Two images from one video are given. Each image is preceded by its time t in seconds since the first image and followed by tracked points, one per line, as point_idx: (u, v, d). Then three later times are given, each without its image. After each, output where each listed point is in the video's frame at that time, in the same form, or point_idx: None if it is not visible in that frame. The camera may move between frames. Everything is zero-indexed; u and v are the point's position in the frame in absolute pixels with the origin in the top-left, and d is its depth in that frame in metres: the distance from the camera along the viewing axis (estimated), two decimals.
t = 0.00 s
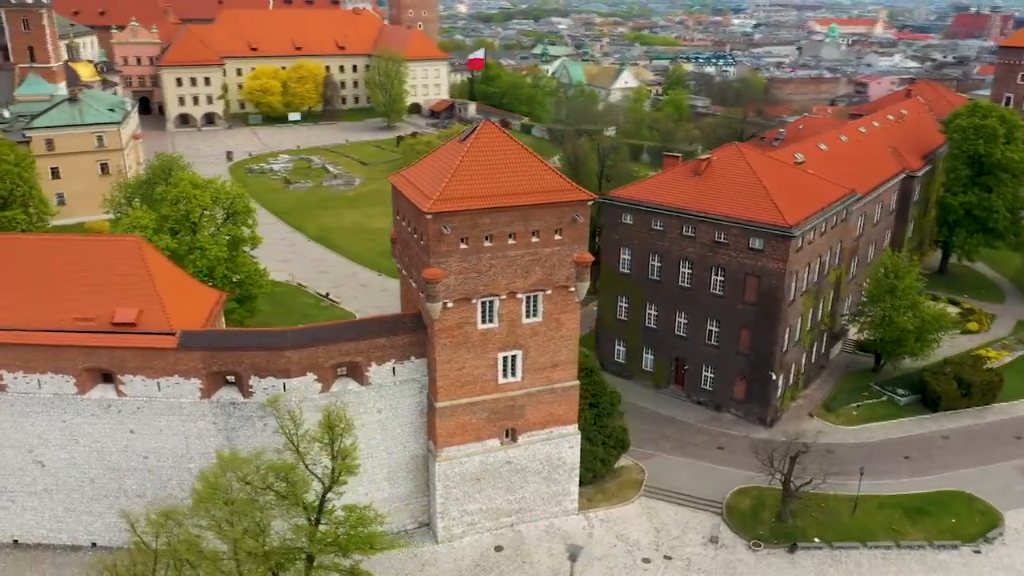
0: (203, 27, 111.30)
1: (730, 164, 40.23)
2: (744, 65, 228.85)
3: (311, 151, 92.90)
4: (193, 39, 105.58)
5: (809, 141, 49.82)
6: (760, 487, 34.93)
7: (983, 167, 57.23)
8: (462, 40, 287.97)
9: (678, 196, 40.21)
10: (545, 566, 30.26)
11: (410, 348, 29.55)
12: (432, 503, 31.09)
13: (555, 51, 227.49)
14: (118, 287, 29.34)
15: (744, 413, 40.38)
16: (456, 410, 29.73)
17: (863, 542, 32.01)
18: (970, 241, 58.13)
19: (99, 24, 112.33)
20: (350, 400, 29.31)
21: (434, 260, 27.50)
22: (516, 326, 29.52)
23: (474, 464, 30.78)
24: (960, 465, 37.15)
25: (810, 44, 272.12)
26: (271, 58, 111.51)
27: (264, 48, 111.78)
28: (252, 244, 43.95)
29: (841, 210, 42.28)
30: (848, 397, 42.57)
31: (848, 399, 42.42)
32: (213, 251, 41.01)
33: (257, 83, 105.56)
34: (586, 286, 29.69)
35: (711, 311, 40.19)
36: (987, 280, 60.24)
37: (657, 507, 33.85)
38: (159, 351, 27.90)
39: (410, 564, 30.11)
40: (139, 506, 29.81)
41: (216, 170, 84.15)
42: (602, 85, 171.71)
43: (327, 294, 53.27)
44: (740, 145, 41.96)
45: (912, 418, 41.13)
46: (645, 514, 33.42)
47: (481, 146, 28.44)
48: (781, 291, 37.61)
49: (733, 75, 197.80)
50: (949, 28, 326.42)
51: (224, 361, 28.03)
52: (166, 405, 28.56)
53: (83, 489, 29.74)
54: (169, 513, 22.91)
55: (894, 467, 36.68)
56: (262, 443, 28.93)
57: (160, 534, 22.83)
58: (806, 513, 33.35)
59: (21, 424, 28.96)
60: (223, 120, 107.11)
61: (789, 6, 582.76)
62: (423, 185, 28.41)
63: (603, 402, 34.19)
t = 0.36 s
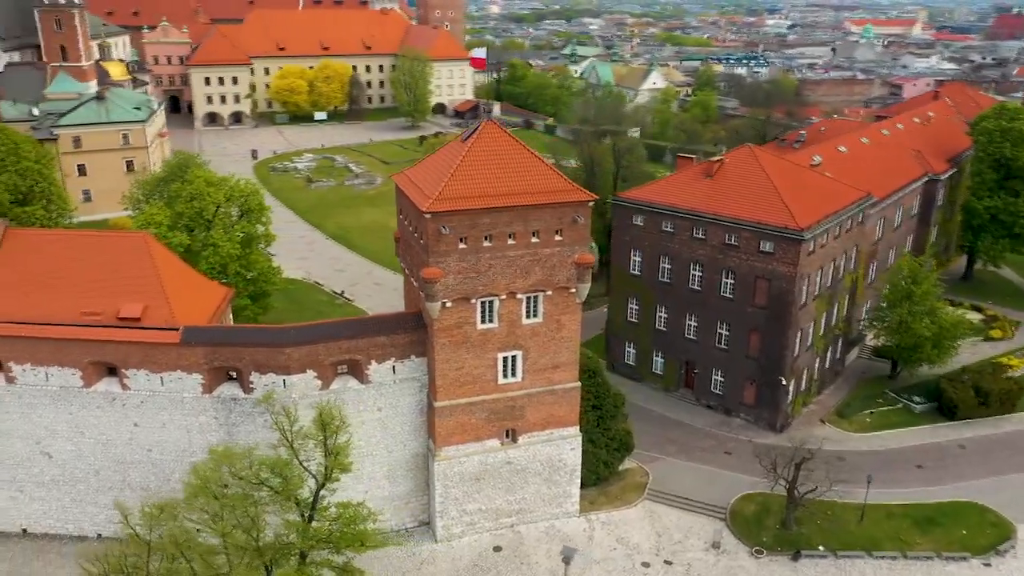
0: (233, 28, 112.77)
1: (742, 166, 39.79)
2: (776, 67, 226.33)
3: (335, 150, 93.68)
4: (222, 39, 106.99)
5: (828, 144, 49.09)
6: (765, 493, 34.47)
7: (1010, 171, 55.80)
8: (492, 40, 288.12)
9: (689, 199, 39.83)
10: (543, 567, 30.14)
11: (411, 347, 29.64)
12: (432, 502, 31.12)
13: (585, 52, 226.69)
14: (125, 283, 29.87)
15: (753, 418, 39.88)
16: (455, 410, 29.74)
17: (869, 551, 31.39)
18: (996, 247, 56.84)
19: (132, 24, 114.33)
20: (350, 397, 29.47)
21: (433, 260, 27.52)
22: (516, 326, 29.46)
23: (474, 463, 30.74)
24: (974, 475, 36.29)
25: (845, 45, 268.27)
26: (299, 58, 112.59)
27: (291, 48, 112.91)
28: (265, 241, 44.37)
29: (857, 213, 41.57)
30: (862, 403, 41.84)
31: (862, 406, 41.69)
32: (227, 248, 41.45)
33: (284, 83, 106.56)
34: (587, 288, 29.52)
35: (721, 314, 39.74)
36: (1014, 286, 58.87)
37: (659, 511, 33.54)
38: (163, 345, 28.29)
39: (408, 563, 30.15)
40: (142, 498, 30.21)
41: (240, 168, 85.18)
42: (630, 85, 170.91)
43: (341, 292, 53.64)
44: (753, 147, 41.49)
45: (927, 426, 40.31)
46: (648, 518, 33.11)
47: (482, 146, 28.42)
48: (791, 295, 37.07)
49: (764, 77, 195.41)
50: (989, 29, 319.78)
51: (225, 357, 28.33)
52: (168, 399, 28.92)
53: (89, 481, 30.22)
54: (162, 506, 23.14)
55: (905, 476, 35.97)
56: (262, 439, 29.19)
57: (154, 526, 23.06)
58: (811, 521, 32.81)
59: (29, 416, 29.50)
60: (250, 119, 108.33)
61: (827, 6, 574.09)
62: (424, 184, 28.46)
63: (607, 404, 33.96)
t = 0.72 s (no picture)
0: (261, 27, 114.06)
1: (755, 167, 39.31)
2: (807, 68, 223.43)
3: (358, 149, 94.29)
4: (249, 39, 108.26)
5: (847, 147, 48.33)
6: (771, 499, 34.01)
7: None
8: (522, 41, 287.95)
9: (701, 201, 39.44)
10: (541, 569, 30.03)
11: (411, 346, 29.71)
12: (432, 502, 31.16)
13: (614, 52, 225.60)
14: (132, 279, 30.35)
15: (763, 423, 39.38)
16: (454, 409, 29.76)
17: (874, 560, 30.82)
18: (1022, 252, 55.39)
19: (163, 24, 116.13)
20: (351, 395, 29.63)
21: (432, 259, 27.57)
22: (516, 326, 29.39)
23: (473, 463, 30.70)
24: (988, 485, 35.49)
25: (879, 46, 263.92)
26: (325, 57, 113.46)
27: (318, 48, 113.85)
28: (278, 239, 44.77)
29: (873, 217, 40.88)
30: (875, 410, 41.14)
31: (876, 413, 40.98)
32: (239, 246, 41.88)
33: (310, 82, 107.35)
34: (588, 289, 29.36)
35: (730, 317, 39.30)
36: None
37: (662, 514, 33.24)
38: (166, 340, 28.65)
39: (406, 561, 30.24)
40: (146, 491, 30.62)
41: (264, 167, 86.09)
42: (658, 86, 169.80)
43: (355, 290, 53.99)
44: (767, 149, 40.97)
45: (942, 434, 39.52)
46: (650, 522, 32.84)
47: (484, 146, 28.39)
48: (801, 299, 36.54)
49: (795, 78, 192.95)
50: None
51: (227, 353, 28.62)
52: (172, 394, 29.28)
53: (95, 473, 30.70)
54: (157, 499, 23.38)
55: (917, 485, 35.28)
56: (262, 435, 29.42)
57: (148, 519, 23.28)
58: (816, 528, 32.30)
59: (38, 407, 30.06)
60: (276, 118, 109.43)
61: (863, 7, 565.96)
62: (425, 183, 28.51)
63: (610, 407, 33.76)
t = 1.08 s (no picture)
0: (288, 27, 115.21)
1: (767, 169, 38.82)
2: (840, 69, 220.20)
3: (381, 148, 94.80)
4: (277, 39, 109.46)
5: (866, 150, 47.56)
6: (775, 506, 33.54)
7: None
8: (552, 41, 287.22)
9: (711, 202, 39.03)
10: (538, 571, 29.92)
11: (411, 345, 29.78)
12: (431, 501, 31.20)
13: (644, 53, 224.20)
14: (139, 274, 30.78)
15: (772, 429, 38.88)
16: (454, 409, 29.75)
17: (879, 570, 30.25)
18: None
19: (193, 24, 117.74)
20: (350, 392, 29.76)
21: (431, 259, 27.59)
22: (516, 327, 29.31)
23: (472, 464, 30.67)
24: (1001, 496, 34.70)
25: (915, 47, 259.42)
26: (352, 57, 114.21)
27: (344, 48, 114.64)
28: (291, 237, 45.18)
29: (889, 221, 40.15)
30: (888, 418, 40.40)
31: (889, 420, 40.25)
32: (251, 243, 42.31)
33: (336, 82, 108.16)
34: (589, 291, 29.20)
35: (740, 321, 38.86)
36: None
37: (664, 519, 32.93)
38: (169, 335, 28.99)
39: (404, 560, 30.32)
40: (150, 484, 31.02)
41: (287, 166, 86.87)
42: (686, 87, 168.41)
43: (370, 289, 54.28)
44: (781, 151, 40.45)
45: (956, 443, 38.72)
46: (651, 526, 32.56)
47: (485, 146, 28.32)
48: (811, 303, 36.01)
49: (827, 79, 190.01)
50: None
51: (228, 349, 28.91)
52: (175, 388, 29.64)
53: (101, 465, 31.16)
54: (152, 493, 23.57)
55: (927, 495, 34.58)
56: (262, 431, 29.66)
57: (143, 513, 23.49)
58: (820, 536, 31.79)
59: (46, 399, 30.63)
60: (301, 117, 110.40)
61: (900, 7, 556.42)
62: (426, 183, 28.51)
63: (613, 409, 33.53)
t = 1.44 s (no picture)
0: (314, 27, 116.16)
1: (779, 172, 38.32)
2: (873, 70, 216.77)
3: (403, 148, 95.15)
4: (302, 39, 110.48)
5: (883, 153, 46.76)
6: (778, 513, 33.06)
7: None
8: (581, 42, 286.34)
9: (721, 205, 38.59)
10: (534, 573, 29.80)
11: (410, 344, 29.83)
12: (430, 500, 31.21)
13: (673, 54, 222.52)
14: (144, 271, 31.21)
15: (779, 435, 38.36)
16: (451, 409, 29.73)
17: None
18: None
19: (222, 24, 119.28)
20: (348, 391, 29.89)
21: (428, 258, 27.61)
22: (514, 327, 29.21)
23: (470, 464, 30.62)
24: (1014, 508, 33.88)
25: (952, 49, 254.65)
26: (376, 57, 114.85)
27: (369, 47, 115.31)
28: (302, 236, 45.52)
29: (903, 225, 39.40)
30: (900, 426, 39.64)
31: (901, 428, 39.50)
32: (262, 241, 42.70)
33: (360, 81, 108.90)
34: (588, 292, 29.01)
35: (748, 325, 38.39)
36: None
37: (665, 523, 32.62)
38: (171, 330, 29.31)
39: (401, 558, 30.39)
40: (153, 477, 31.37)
41: (309, 165, 87.54)
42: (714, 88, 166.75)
43: (383, 288, 54.52)
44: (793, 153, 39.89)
45: (971, 453, 37.89)
46: (652, 530, 32.26)
47: (484, 147, 28.25)
48: (820, 308, 35.44)
49: (859, 81, 187.01)
50: None
51: (228, 346, 29.18)
52: (177, 383, 29.98)
53: (105, 458, 31.58)
54: (145, 487, 23.81)
55: (937, 505, 33.87)
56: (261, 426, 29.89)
57: (137, 506, 23.74)
58: (823, 545, 31.25)
59: (53, 392, 31.15)
60: (326, 116, 111.27)
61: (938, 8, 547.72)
62: (425, 182, 28.52)
63: (614, 412, 33.29)
